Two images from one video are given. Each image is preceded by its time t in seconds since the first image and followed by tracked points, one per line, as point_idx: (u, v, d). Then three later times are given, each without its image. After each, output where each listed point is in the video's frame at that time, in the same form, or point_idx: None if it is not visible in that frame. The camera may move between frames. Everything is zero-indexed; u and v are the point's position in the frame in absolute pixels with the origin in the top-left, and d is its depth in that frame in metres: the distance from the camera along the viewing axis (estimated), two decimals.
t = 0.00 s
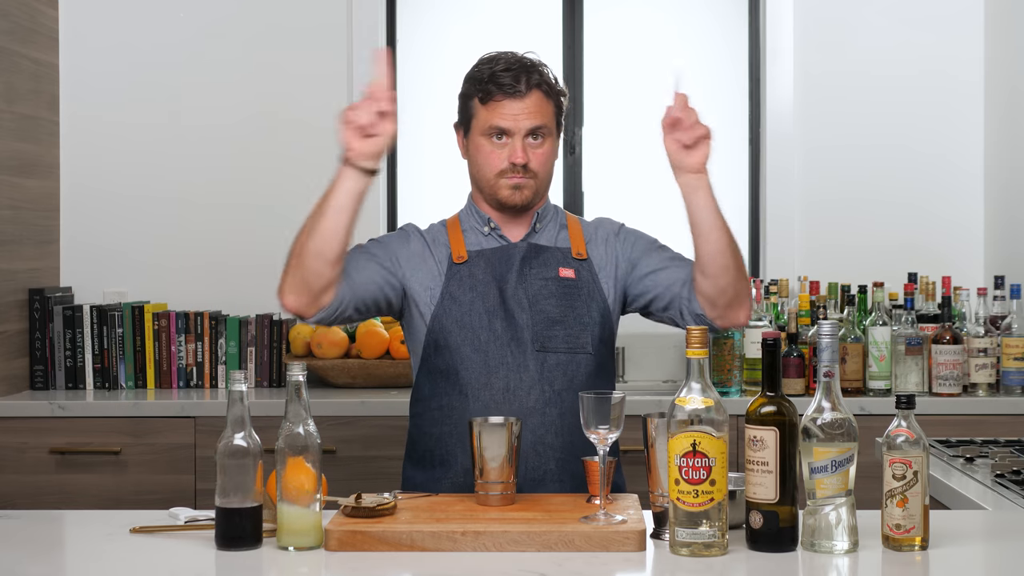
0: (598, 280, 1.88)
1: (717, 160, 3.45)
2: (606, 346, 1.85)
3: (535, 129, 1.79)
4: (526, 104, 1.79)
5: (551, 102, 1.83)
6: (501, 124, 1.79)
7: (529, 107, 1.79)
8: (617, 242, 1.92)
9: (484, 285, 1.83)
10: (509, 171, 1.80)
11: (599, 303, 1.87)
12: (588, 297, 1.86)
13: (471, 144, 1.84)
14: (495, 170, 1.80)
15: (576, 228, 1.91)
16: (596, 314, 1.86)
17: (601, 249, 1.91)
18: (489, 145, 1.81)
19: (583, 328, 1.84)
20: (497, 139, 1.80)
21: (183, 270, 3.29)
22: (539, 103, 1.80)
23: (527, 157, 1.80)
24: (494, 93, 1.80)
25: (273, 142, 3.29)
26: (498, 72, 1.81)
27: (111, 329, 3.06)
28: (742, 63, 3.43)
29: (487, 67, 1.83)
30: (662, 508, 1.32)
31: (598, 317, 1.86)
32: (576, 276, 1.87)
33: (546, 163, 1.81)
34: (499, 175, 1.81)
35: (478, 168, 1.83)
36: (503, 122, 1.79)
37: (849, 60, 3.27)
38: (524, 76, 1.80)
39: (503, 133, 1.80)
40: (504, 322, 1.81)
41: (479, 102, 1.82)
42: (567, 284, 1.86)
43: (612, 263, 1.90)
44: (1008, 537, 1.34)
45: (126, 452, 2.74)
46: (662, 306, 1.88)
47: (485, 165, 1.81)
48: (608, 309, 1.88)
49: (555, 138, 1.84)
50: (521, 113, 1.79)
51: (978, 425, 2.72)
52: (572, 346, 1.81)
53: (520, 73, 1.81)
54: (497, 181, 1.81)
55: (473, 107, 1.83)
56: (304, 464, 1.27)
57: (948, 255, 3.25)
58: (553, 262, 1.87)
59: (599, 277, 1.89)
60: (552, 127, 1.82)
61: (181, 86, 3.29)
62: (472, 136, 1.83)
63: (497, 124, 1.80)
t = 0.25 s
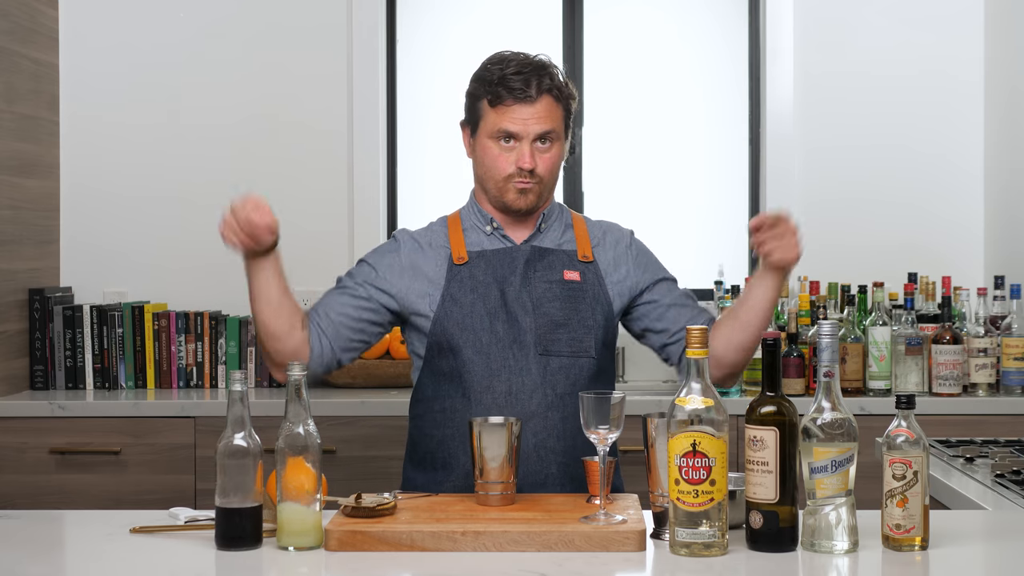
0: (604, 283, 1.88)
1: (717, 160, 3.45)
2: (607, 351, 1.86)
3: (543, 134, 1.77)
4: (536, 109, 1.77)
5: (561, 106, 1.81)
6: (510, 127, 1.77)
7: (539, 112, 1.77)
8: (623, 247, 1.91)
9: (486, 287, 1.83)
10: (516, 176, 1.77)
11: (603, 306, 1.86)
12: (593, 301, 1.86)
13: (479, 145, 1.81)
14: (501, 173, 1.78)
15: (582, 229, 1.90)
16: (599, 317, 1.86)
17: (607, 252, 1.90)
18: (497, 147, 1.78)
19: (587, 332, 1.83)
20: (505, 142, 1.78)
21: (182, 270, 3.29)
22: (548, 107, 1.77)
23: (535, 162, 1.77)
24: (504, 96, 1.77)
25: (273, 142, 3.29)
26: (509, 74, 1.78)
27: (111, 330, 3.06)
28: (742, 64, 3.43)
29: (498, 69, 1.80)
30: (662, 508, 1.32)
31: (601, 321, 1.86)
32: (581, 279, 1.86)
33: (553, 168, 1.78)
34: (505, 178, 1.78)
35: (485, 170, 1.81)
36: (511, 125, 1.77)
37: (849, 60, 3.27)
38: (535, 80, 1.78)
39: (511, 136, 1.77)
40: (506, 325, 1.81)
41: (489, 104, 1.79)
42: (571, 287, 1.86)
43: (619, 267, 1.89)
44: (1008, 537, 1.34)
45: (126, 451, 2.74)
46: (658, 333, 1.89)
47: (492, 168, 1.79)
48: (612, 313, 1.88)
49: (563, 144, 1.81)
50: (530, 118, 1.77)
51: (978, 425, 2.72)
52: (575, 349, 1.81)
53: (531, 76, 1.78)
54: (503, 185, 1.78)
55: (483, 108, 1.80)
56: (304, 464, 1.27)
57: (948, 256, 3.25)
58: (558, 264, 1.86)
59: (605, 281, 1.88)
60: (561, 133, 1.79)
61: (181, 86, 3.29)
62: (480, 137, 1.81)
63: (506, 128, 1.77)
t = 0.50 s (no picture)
0: (602, 282, 1.87)
1: (717, 160, 3.45)
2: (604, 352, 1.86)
3: (541, 124, 1.76)
4: (534, 100, 1.77)
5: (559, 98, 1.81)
6: (507, 118, 1.77)
7: (536, 103, 1.77)
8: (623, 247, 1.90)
9: (485, 287, 1.83)
10: (514, 166, 1.77)
11: (601, 307, 1.86)
12: (591, 301, 1.86)
13: (477, 138, 1.81)
14: (500, 165, 1.77)
15: (581, 228, 1.90)
16: (597, 318, 1.85)
17: (606, 252, 1.90)
18: (495, 138, 1.78)
19: (584, 333, 1.83)
20: (503, 133, 1.77)
21: (182, 270, 3.29)
22: (546, 99, 1.77)
23: (534, 153, 1.76)
24: (501, 87, 1.78)
25: (273, 142, 3.29)
26: (507, 66, 1.79)
27: (111, 330, 3.06)
28: (742, 64, 3.43)
29: (496, 61, 1.81)
30: (662, 508, 1.32)
31: (599, 322, 1.85)
32: (579, 279, 1.86)
33: (552, 159, 1.78)
34: (504, 170, 1.78)
35: (483, 163, 1.80)
36: (510, 116, 1.77)
37: (849, 61, 3.27)
38: (533, 71, 1.78)
39: (509, 127, 1.77)
40: (504, 325, 1.82)
41: (487, 96, 1.80)
42: (570, 287, 1.85)
43: (617, 267, 1.89)
44: (1008, 537, 1.34)
45: (126, 451, 2.74)
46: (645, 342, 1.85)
47: (490, 159, 1.79)
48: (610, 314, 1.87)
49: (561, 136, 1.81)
50: (527, 108, 1.76)
51: (978, 426, 2.72)
52: (572, 350, 1.81)
53: (529, 68, 1.78)
54: (502, 177, 1.78)
55: (481, 101, 1.81)
56: (304, 464, 1.27)
57: (948, 256, 3.25)
58: (556, 264, 1.86)
59: (603, 281, 1.88)
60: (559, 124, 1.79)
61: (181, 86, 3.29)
62: (478, 130, 1.80)
63: (503, 119, 1.77)
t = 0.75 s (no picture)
0: (602, 282, 1.88)
1: (717, 160, 3.45)
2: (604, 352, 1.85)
3: (537, 106, 1.80)
4: (528, 83, 1.80)
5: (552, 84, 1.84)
6: (503, 102, 1.80)
7: (530, 86, 1.80)
8: (623, 246, 1.90)
9: (485, 287, 1.83)
10: (513, 149, 1.79)
11: (601, 307, 1.86)
12: (591, 301, 1.86)
13: (474, 128, 1.84)
14: (498, 150, 1.79)
15: (581, 228, 1.90)
16: (597, 318, 1.85)
17: (606, 252, 1.90)
18: (492, 124, 1.81)
19: (584, 333, 1.83)
20: (500, 118, 1.80)
21: (182, 270, 3.29)
22: (539, 83, 1.81)
23: (531, 135, 1.79)
24: (495, 73, 1.81)
25: (273, 142, 3.29)
26: (498, 54, 1.83)
27: (111, 330, 3.06)
28: (742, 64, 3.43)
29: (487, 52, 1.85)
30: (662, 508, 1.32)
31: (599, 322, 1.86)
32: (579, 279, 1.86)
33: (549, 141, 1.80)
34: (502, 154, 1.80)
35: (481, 152, 1.82)
36: (505, 100, 1.80)
37: (849, 60, 3.27)
38: (524, 57, 1.82)
39: (505, 112, 1.80)
40: (505, 326, 1.82)
41: (481, 84, 1.83)
42: (570, 287, 1.85)
43: (618, 267, 1.89)
44: (1008, 537, 1.34)
45: (126, 451, 2.74)
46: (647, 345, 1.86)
47: (487, 146, 1.81)
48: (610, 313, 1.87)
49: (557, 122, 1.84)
50: (522, 92, 1.80)
51: (978, 426, 2.72)
52: (573, 351, 1.81)
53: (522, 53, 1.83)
54: (500, 162, 1.80)
55: (475, 90, 1.84)
56: (304, 464, 1.27)
57: (948, 256, 3.25)
58: (557, 264, 1.86)
59: (604, 281, 1.88)
60: (553, 108, 1.82)
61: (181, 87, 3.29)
62: (475, 119, 1.83)
63: (499, 103, 1.80)
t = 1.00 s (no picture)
0: (601, 282, 1.86)
1: (717, 160, 3.45)
2: (603, 353, 1.84)
3: (532, 101, 1.82)
4: (521, 79, 1.83)
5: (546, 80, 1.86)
6: (498, 98, 1.83)
7: (524, 82, 1.83)
8: (622, 247, 1.89)
9: (483, 288, 1.83)
10: (509, 145, 1.81)
11: (600, 307, 1.85)
12: (590, 301, 1.84)
13: (470, 127, 1.86)
14: (495, 146, 1.82)
15: (579, 227, 1.89)
16: (596, 318, 1.84)
17: (606, 252, 1.88)
18: (487, 120, 1.83)
19: (583, 333, 1.82)
20: (495, 114, 1.83)
21: (182, 270, 3.29)
22: (533, 78, 1.83)
23: (527, 129, 1.81)
24: (489, 70, 1.84)
25: (273, 142, 3.29)
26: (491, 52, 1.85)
27: (111, 330, 3.06)
28: (742, 64, 3.43)
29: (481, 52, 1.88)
30: (662, 508, 1.32)
31: (598, 322, 1.84)
32: (578, 278, 1.85)
33: (546, 135, 1.82)
34: (500, 150, 1.82)
35: (478, 150, 1.84)
36: (499, 96, 1.83)
37: (849, 60, 3.27)
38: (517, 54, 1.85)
39: (501, 108, 1.83)
40: (503, 326, 1.82)
41: (476, 83, 1.86)
42: (569, 287, 1.84)
43: (617, 268, 1.88)
44: (1009, 537, 1.34)
45: (126, 451, 2.74)
46: (638, 355, 1.86)
47: (484, 143, 1.83)
48: (609, 314, 1.86)
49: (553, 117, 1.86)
50: (516, 88, 1.82)
51: (978, 426, 2.72)
52: (571, 351, 1.80)
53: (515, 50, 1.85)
54: (498, 157, 1.82)
55: (470, 89, 1.87)
56: (304, 464, 1.26)
57: (947, 256, 3.25)
58: (555, 264, 1.85)
59: (603, 280, 1.86)
60: (548, 103, 1.84)
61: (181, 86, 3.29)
62: (471, 117, 1.85)
63: (494, 100, 1.83)
